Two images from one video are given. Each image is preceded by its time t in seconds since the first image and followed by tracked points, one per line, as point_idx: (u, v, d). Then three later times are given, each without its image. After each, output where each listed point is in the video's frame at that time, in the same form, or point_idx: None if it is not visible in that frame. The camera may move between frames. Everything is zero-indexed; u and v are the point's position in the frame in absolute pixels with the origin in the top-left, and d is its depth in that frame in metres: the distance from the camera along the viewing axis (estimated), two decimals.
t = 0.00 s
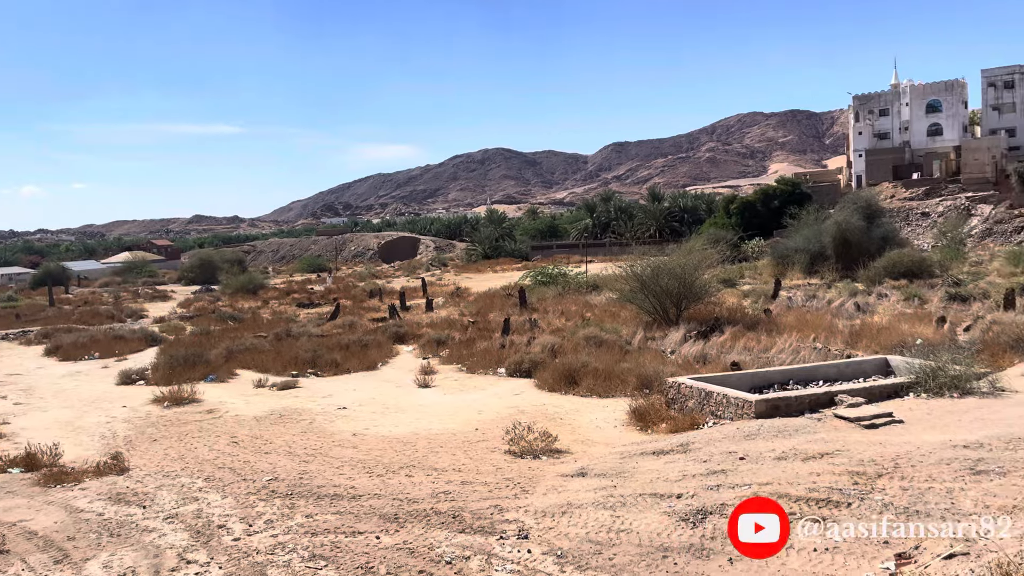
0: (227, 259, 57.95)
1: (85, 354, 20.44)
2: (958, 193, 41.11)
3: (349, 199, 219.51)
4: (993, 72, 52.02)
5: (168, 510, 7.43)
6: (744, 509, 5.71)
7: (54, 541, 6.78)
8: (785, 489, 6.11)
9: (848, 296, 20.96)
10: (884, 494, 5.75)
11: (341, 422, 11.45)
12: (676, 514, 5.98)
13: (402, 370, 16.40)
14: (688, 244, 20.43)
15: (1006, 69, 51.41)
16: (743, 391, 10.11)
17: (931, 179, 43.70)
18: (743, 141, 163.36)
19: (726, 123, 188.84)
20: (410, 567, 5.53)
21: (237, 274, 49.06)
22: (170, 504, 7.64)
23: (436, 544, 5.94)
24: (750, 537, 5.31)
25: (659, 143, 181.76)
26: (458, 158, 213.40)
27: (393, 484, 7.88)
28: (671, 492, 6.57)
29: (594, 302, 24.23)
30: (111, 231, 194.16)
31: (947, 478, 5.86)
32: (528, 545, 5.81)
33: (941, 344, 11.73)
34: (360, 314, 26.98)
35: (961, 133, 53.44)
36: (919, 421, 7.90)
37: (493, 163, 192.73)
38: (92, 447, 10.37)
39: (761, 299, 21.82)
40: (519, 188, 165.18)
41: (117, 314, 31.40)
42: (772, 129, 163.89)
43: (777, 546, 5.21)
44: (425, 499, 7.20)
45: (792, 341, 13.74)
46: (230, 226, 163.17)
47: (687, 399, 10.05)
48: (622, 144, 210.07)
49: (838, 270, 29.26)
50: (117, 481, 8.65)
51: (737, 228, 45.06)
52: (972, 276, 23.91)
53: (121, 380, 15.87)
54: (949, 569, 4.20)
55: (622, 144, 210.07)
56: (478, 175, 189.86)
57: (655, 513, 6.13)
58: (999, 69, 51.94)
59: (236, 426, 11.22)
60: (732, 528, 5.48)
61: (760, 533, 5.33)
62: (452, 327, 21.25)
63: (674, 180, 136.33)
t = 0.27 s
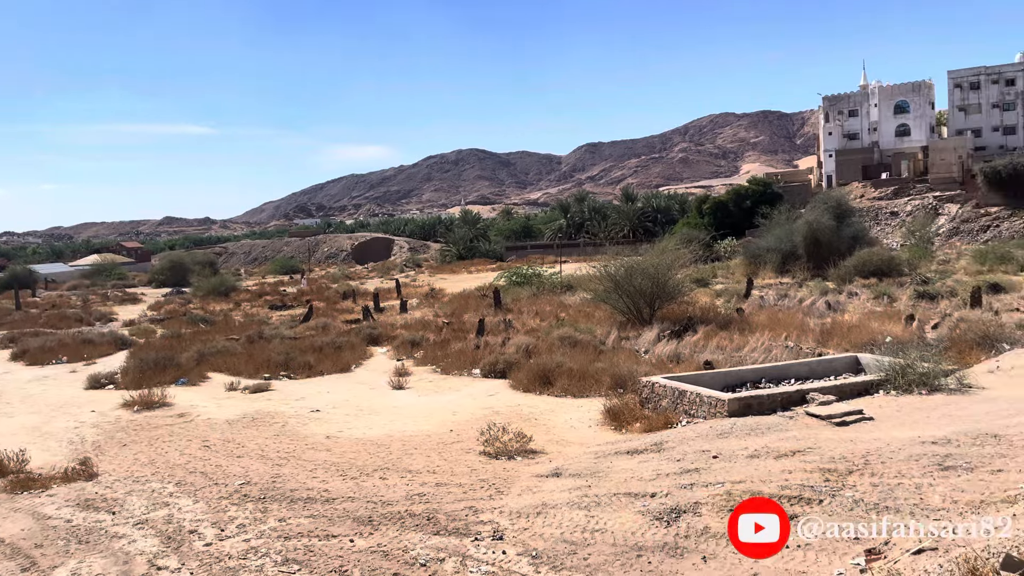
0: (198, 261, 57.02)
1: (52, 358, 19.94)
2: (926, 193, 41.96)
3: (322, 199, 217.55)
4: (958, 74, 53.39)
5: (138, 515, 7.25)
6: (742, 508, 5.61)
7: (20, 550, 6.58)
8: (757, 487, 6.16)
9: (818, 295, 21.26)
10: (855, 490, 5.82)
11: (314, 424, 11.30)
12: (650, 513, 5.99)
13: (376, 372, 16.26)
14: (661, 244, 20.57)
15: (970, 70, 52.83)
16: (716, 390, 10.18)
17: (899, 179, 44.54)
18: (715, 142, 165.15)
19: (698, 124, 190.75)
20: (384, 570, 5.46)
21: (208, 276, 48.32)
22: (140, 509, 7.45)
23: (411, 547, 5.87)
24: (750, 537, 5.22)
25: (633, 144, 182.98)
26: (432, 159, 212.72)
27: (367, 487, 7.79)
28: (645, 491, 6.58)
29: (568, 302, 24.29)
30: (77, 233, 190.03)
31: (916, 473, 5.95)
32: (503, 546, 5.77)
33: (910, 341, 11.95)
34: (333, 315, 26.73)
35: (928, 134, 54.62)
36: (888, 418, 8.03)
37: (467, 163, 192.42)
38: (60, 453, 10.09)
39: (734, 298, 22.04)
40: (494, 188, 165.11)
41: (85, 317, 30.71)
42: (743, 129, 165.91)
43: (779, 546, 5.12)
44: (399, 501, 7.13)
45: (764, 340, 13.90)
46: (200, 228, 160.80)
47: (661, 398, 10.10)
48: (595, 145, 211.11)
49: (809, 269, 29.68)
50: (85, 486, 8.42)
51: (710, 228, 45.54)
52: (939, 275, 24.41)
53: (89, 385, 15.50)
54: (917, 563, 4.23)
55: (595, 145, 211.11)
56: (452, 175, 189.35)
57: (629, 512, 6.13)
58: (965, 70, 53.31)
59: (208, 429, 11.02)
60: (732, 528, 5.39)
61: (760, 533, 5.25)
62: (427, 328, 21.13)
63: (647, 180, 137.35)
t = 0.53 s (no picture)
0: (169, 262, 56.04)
1: (19, 363, 19.45)
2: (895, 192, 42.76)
3: (295, 201, 215.36)
4: (925, 75, 54.39)
5: (108, 522, 7.07)
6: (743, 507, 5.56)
7: None
8: (731, 486, 6.19)
9: (791, 294, 21.55)
10: (827, 488, 5.88)
11: (288, 428, 11.14)
12: (625, 513, 6.00)
13: (350, 374, 16.10)
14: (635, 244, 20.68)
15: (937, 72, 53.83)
16: (689, 389, 10.25)
17: (869, 179, 45.31)
18: (689, 142, 166.73)
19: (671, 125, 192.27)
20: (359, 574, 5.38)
21: (180, 278, 47.53)
22: (109, 516, 7.26)
23: (385, 549, 5.81)
24: (750, 537, 5.16)
25: (607, 145, 183.98)
26: (406, 159, 211.69)
27: (342, 490, 7.69)
28: (620, 490, 6.59)
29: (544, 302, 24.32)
30: (43, 236, 185.90)
31: (887, 470, 6.03)
32: (478, 547, 5.73)
33: (880, 340, 12.14)
34: (307, 318, 26.44)
35: (898, 134, 55.77)
36: (859, 415, 8.14)
37: (442, 163, 191.87)
38: (28, 459, 9.83)
39: (708, 297, 22.24)
40: (469, 189, 164.84)
41: (54, 320, 30.02)
42: (716, 129, 167.68)
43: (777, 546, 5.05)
44: (373, 504, 7.04)
45: (737, 339, 14.04)
46: (171, 229, 158.20)
47: (635, 397, 10.13)
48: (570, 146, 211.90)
49: (781, 268, 30.08)
50: (54, 493, 8.20)
51: (683, 228, 45.96)
52: (909, 274, 24.86)
53: (57, 390, 15.13)
54: (888, 558, 4.25)
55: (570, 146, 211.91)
56: (427, 176, 188.64)
57: (604, 512, 6.13)
58: (932, 72, 54.38)
59: (179, 433, 10.81)
60: (732, 529, 5.33)
61: (760, 533, 5.19)
62: (402, 330, 20.99)
63: (621, 180, 138.20)
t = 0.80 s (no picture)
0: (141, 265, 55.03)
1: None
2: (866, 193, 43.49)
3: (268, 202, 212.93)
4: (895, 77, 55.49)
5: (77, 529, 6.89)
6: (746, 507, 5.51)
7: None
8: (705, 485, 6.22)
9: (764, 294, 21.80)
10: (800, 486, 5.93)
11: (261, 431, 10.97)
12: (600, 513, 5.99)
13: (325, 377, 15.92)
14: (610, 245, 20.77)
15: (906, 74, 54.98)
16: (664, 389, 10.29)
17: (841, 180, 46.01)
18: (663, 143, 168.12)
19: (645, 126, 193.67)
20: None
21: (151, 281, 46.70)
22: (78, 523, 7.07)
23: (360, 553, 5.73)
24: (751, 537, 5.11)
25: (582, 147, 184.78)
26: (381, 160, 210.45)
27: (316, 494, 7.58)
28: (595, 491, 6.58)
29: (519, 303, 24.32)
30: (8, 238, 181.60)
31: (858, 468, 6.10)
32: (453, 550, 5.68)
33: (851, 339, 12.32)
34: (280, 320, 26.13)
35: (868, 135, 56.82)
36: (831, 414, 8.24)
37: (417, 164, 191.10)
38: None
39: (682, 297, 22.40)
40: (444, 191, 164.36)
41: (21, 325, 29.29)
42: (690, 131, 169.26)
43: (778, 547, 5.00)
44: (348, 507, 6.95)
45: (712, 339, 14.15)
46: (141, 232, 155.49)
47: (611, 398, 10.15)
48: (545, 148, 212.48)
49: (754, 268, 30.42)
50: (22, 500, 7.97)
51: (658, 228, 46.31)
52: (879, 273, 25.30)
53: (24, 395, 14.74)
54: (859, 556, 4.28)
55: (545, 148, 212.48)
56: (402, 177, 187.76)
57: (580, 513, 6.12)
58: (902, 74, 55.47)
59: (151, 438, 10.59)
60: (732, 529, 5.29)
61: (761, 533, 5.13)
62: (377, 332, 20.83)
63: (596, 181, 138.90)
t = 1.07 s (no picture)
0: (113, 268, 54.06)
1: None
2: (839, 194, 44.12)
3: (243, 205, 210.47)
4: (867, 79, 56.55)
5: (47, 536, 6.71)
6: (747, 507, 5.30)
7: None
8: (682, 485, 6.24)
9: (739, 295, 22.03)
10: (775, 485, 5.98)
11: (236, 436, 10.82)
12: (577, 514, 5.99)
13: (300, 380, 15.74)
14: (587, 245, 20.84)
15: (878, 76, 56.09)
16: (641, 390, 10.33)
17: (815, 181, 46.60)
18: (639, 145, 169.37)
19: (621, 128, 194.85)
20: None
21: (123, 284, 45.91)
22: (48, 530, 6.89)
23: (336, 557, 5.66)
24: (750, 538, 4.95)
25: (558, 149, 185.38)
26: (357, 161, 209.12)
27: (292, 498, 7.48)
28: (572, 492, 6.58)
29: (496, 305, 24.29)
30: None
31: (833, 467, 6.17)
32: (431, 553, 5.64)
33: (825, 339, 12.48)
34: (255, 323, 25.81)
35: (840, 137, 57.71)
36: (806, 413, 8.32)
37: (394, 166, 190.26)
38: None
39: (658, 298, 22.56)
40: (421, 192, 163.81)
41: None
42: (665, 132, 170.63)
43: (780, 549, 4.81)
44: (324, 511, 6.87)
45: (688, 340, 14.26)
46: (113, 234, 152.84)
47: (587, 399, 10.17)
48: (521, 150, 212.84)
49: (729, 269, 30.74)
50: None
51: (634, 230, 46.61)
52: (852, 273, 25.70)
53: None
54: (835, 555, 4.30)
55: (521, 150, 212.84)
56: (378, 179, 186.66)
57: (557, 514, 6.11)
58: (873, 77, 56.64)
59: (123, 443, 10.37)
60: (732, 529, 5.12)
61: (760, 533, 4.95)
62: (353, 335, 20.66)
63: (573, 183, 139.51)
